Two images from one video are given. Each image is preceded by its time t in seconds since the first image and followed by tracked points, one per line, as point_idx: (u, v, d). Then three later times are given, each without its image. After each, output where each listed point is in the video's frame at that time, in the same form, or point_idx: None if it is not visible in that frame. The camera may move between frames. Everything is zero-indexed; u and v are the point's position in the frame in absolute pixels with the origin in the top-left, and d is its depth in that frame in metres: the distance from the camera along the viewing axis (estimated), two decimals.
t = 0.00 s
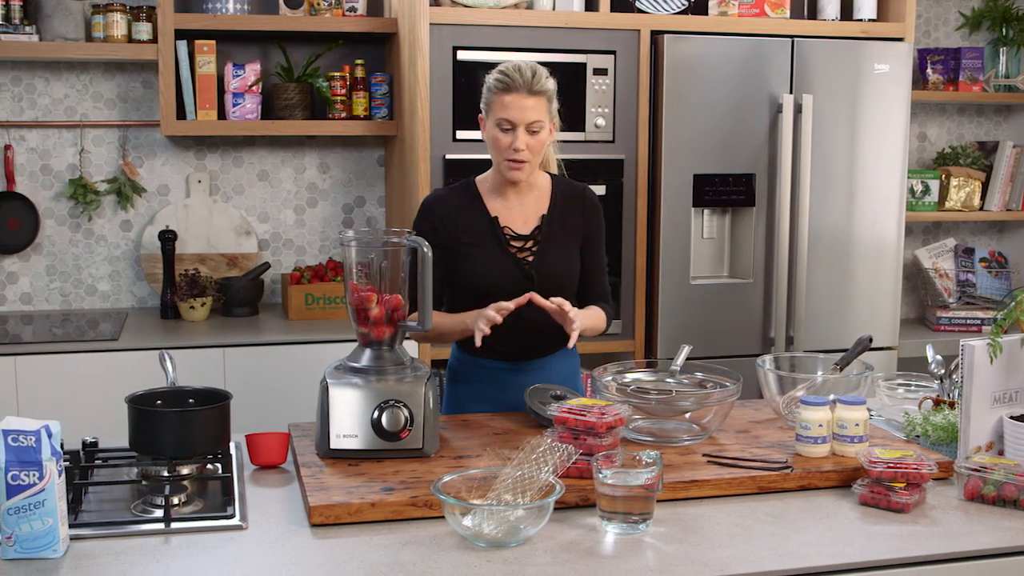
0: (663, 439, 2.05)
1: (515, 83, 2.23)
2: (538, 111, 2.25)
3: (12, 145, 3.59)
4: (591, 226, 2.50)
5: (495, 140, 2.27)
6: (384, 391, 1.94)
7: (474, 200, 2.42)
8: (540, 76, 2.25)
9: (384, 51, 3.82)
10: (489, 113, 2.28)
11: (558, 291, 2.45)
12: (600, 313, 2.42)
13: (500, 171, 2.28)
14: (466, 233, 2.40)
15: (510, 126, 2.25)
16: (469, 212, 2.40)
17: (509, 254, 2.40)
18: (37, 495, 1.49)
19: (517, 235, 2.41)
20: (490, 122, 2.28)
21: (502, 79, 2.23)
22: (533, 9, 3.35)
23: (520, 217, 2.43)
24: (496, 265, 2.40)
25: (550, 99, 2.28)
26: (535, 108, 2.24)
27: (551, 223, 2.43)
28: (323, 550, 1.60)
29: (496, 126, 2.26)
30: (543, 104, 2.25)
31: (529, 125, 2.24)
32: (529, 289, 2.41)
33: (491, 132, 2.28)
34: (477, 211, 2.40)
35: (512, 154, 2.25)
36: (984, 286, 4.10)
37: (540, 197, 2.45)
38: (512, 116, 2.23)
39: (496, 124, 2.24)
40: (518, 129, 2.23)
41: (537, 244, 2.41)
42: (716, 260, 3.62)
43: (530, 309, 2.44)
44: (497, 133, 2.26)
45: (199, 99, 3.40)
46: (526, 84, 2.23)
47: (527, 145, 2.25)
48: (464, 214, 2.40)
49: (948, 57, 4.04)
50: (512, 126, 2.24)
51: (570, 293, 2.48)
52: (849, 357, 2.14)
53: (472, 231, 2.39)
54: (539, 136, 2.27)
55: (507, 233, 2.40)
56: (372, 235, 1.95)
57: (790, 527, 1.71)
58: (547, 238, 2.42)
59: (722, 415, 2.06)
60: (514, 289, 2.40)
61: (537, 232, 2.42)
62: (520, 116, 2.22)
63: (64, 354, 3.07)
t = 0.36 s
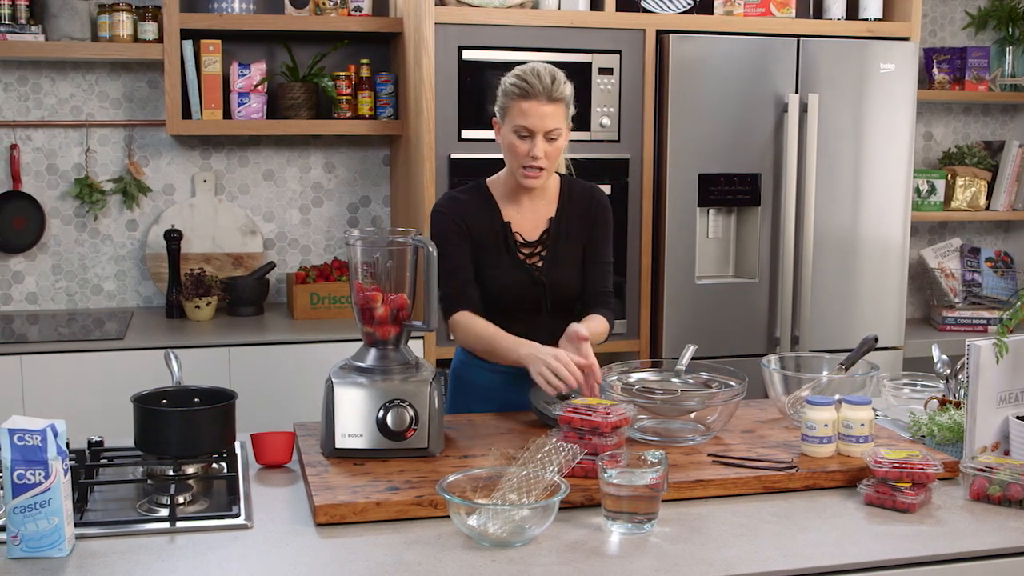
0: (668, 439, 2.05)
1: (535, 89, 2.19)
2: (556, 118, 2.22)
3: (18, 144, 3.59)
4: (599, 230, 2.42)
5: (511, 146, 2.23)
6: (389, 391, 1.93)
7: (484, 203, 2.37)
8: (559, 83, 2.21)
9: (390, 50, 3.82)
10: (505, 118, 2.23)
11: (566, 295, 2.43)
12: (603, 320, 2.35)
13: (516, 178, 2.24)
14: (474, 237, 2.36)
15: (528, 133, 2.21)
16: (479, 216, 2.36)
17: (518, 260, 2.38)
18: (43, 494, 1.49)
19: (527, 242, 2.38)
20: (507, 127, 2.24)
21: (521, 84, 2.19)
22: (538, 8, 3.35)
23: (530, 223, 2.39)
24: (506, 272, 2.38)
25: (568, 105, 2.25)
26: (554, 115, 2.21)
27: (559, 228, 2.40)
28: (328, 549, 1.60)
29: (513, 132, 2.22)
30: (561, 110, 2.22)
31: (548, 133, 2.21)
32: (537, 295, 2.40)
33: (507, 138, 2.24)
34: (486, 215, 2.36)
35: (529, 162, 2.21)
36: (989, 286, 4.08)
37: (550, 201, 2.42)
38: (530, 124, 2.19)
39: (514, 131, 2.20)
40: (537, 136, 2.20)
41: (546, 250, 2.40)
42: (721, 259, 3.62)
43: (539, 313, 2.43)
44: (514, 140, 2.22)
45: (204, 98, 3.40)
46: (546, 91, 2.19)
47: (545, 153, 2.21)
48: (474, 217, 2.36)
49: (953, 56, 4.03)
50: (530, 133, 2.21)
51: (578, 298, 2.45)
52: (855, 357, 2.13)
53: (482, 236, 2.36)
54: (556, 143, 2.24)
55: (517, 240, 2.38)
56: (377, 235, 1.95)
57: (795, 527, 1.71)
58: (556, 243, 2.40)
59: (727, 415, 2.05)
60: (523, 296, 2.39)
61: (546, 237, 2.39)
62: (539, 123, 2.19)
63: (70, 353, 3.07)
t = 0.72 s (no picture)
0: (669, 439, 2.05)
1: (550, 97, 2.13)
2: (572, 127, 2.17)
3: (20, 144, 3.59)
4: (605, 244, 2.41)
5: (524, 155, 2.18)
6: (391, 391, 1.93)
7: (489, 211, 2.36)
8: (575, 92, 2.16)
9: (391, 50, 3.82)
10: (519, 126, 2.18)
11: (566, 307, 2.42)
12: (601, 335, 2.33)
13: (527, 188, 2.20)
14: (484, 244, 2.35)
15: (542, 143, 2.16)
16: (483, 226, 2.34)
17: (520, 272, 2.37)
18: (44, 494, 1.49)
19: (530, 253, 2.37)
20: (520, 135, 2.19)
21: (536, 92, 2.14)
22: (539, 8, 3.35)
23: (535, 233, 2.37)
24: (506, 283, 2.38)
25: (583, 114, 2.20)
26: (569, 124, 2.16)
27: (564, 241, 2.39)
28: (329, 549, 1.60)
29: (527, 141, 2.17)
30: (576, 119, 2.18)
31: (561, 142, 2.16)
32: (536, 308, 2.40)
33: (521, 147, 2.19)
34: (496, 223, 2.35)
35: (542, 172, 2.17)
36: (990, 286, 4.08)
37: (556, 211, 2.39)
38: (545, 133, 2.14)
39: (527, 139, 2.16)
40: (550, 146, 2.15)
41: (548, 262, 2.38)
42: (722, 260, 3.61)
43: (538, 326, 2.43)
44: (528, 150, 2.17)
45: (205, 99, 3.40)
46: (562, 100, 2.14)
47: (559, 163, 2.17)
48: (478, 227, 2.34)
49: (954, 56, 4.03)
50: (545, 142, 2.16)
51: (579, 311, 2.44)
52: (856, 357, 2.13)
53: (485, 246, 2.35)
54: (570, 154, 2.19)
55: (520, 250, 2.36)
56: (377, 235, 1.95)
57: (796, 527, 1.71)
58: (559, 256, 2.39)
59: (729, 416, 2.05)
60: (522, 306, 2.39)
61: (549, 249, 2.38)
62: (553, 133, 2.14)
63: (72, 353, 3.07)
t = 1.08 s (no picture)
0: (670, 440, 2.05)
1: (557, 130, 2.09)
2: (577, 158, 2.15)
3: (20, 146, 3.59)
4: (607, 244, 2.43)
5: (527, 179, 2.18)
6: (391, 392, 1.94)
7: (491, 214, 2.35)
8: (584, 123, 2.12)
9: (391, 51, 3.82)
10: (524, 151, 2.16)
11: (568, 309, 2.42)
12: (603, 334, 2.34)
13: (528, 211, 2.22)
14: (480, 249, 2.35)
15: (545, 172, 2.15)
16: (484, 229, 2.35)
17: (523, 274, 2.36)
18: (44, 495, 1.49)
19: (532, 257, 2.37)
20: (524, 158, 2.17)
21: (543, 123, 2.10)
22: (539, 10, 3.35)
23: (537, 239, 2.38)
24: (509, 286, 2.36)
25: (590, 140, 2.17)
26: (574, 155, 2.14)
27: (568, 242, 2.39)
28: (329, 551, 1.60)
29: (530, 167, 2.16)
30: (582, 150, 2.15)
31: (565, 172, 2.15)
32: (539, 310, 2.39)
33: (523, 169, 2.18)
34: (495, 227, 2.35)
35: (544, 200, 2.18)
36: (990, 288, 4.08)
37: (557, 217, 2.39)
38: (549, 165, 2.13)
39: (531, 167, 2.14)
40: (553, 176, 2.14)
41: (551, 264, 2.38)
42: (722, 261, 3.61)
43: (540, 329, 2.43)
44: (530, 175, 2.17)
45: (205, 100, 3.41)
46: (568, 133, 2.10)
47: (561, 192, 2.17)
48: (480, 230, 2.34)
49: (954, 58, 4.03)
50: (547, 172, 2.15)
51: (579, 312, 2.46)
52: (856, 359, 2.13)
53: (488, 250, 2.34)
54: (573, 179, 2.18)
55: (523, 254, 2.36)
56: (378, 236, 1.95)
57: (796, 529, 1.71)
58: (562, 258, 2.38)
59: (729, 416, 2.05)
60: (525, 309, 2.38)
61: (552, 251, 2.38)
62: (558, 166, 2.12)
63: (72, 355, 3.08)
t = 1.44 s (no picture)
0: (670, 442, 2.05)
1: (554, 122, 2.10)
2: (574, 152, 2.15)
3: (21, 147, 3.60)
4: (606, 243, 2.42)
5: (525, 174, 2.18)
6: (392, 394, 1.93)
7: (489, 217, 2.35)
8: (581, 115, 2.12)
9: (392, 53, 3.82)
10: (521, 145, 2.16)
11: (567, 311, 2.42)
12: (602, 341, 2.33)
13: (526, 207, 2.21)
14: (478, 252, 2.35)
15: (543, 165, 2.15)
16: (483, 232, 2.34)
17: (523, 276, 2.36)
18: (45, 496, 1.49)
19: (531, 258, 2.37)
20: (521, 153, 2.17)
21: (540, 114, 2.10)
22: (540, 11, 3.35)
23: (535, 239, 2.38)
24: (508, 289, 2.36)
25: (587, 134, 2.17)
26: (572, 148, 2.14)
27: (567, 243, 2.39)
28: (330, 552, 1.60)
29: (527, 161, 2.16)
30: (579, 143, 2.15)
31: (563, 166, 2.15)
32: (539, 312, 2.39)
33: (521, 164, 2.18)
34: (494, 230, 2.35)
35: (542, 194, 2.17)
36: (990, 289, 4.09)
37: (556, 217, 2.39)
38: (546, 158, 2.13)
39: (528, 160, 2.14)
40: (551, 170, 2.14)
41: (550, 266, 2.38)
42: (723, 263, 3.62)
43: (541, 330, 2.44)
44: (528, 169, 2.16)
45: (206, 102, 3.41)
46: (566, 124, 2.11)
47: (559, 186, 2.17)
48: (479, 233, 2.34)
49: (955, 59, 4.02)
50: (545, 165, 2.15)
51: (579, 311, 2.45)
52: (856, 360, 2.13)
53: (486, 253, 2.35)
54: (570, 174, 2.18)
55: (521, 256, 2.36)
56: (378, 238, 1.94)
57: (797, 530, 1.71)
58: (560, 260, 2.38)
59: (729, 418, 2.05)
60: (523, 311, 2.38)
61: (550, 253, 2.38)
62: (555, 158, 2.12)
63: (72, 356, 3.08)
